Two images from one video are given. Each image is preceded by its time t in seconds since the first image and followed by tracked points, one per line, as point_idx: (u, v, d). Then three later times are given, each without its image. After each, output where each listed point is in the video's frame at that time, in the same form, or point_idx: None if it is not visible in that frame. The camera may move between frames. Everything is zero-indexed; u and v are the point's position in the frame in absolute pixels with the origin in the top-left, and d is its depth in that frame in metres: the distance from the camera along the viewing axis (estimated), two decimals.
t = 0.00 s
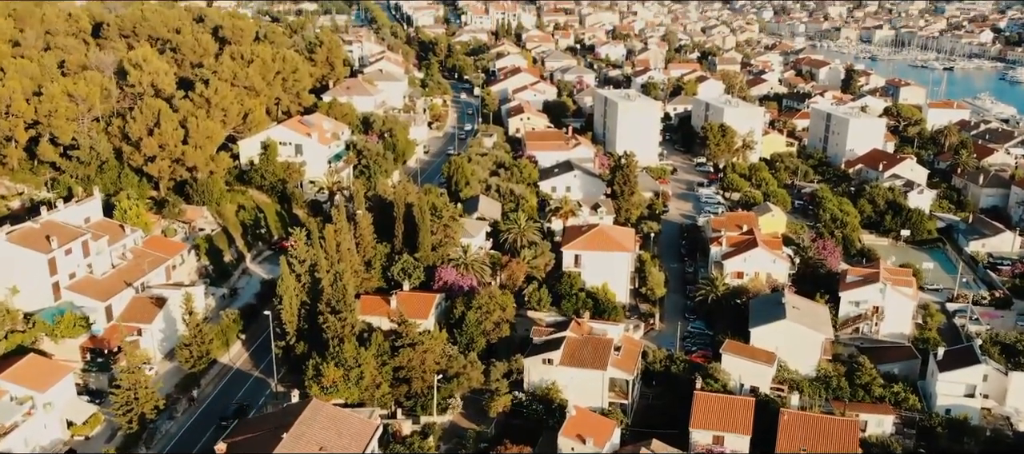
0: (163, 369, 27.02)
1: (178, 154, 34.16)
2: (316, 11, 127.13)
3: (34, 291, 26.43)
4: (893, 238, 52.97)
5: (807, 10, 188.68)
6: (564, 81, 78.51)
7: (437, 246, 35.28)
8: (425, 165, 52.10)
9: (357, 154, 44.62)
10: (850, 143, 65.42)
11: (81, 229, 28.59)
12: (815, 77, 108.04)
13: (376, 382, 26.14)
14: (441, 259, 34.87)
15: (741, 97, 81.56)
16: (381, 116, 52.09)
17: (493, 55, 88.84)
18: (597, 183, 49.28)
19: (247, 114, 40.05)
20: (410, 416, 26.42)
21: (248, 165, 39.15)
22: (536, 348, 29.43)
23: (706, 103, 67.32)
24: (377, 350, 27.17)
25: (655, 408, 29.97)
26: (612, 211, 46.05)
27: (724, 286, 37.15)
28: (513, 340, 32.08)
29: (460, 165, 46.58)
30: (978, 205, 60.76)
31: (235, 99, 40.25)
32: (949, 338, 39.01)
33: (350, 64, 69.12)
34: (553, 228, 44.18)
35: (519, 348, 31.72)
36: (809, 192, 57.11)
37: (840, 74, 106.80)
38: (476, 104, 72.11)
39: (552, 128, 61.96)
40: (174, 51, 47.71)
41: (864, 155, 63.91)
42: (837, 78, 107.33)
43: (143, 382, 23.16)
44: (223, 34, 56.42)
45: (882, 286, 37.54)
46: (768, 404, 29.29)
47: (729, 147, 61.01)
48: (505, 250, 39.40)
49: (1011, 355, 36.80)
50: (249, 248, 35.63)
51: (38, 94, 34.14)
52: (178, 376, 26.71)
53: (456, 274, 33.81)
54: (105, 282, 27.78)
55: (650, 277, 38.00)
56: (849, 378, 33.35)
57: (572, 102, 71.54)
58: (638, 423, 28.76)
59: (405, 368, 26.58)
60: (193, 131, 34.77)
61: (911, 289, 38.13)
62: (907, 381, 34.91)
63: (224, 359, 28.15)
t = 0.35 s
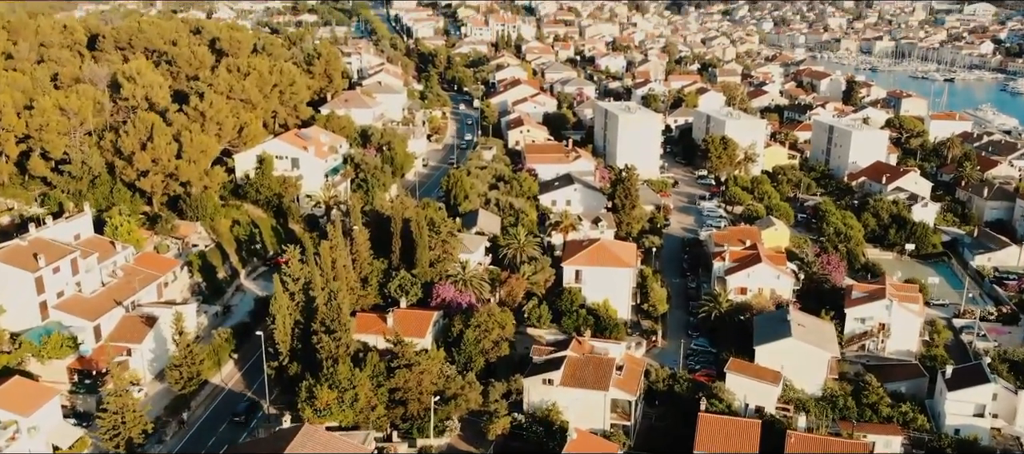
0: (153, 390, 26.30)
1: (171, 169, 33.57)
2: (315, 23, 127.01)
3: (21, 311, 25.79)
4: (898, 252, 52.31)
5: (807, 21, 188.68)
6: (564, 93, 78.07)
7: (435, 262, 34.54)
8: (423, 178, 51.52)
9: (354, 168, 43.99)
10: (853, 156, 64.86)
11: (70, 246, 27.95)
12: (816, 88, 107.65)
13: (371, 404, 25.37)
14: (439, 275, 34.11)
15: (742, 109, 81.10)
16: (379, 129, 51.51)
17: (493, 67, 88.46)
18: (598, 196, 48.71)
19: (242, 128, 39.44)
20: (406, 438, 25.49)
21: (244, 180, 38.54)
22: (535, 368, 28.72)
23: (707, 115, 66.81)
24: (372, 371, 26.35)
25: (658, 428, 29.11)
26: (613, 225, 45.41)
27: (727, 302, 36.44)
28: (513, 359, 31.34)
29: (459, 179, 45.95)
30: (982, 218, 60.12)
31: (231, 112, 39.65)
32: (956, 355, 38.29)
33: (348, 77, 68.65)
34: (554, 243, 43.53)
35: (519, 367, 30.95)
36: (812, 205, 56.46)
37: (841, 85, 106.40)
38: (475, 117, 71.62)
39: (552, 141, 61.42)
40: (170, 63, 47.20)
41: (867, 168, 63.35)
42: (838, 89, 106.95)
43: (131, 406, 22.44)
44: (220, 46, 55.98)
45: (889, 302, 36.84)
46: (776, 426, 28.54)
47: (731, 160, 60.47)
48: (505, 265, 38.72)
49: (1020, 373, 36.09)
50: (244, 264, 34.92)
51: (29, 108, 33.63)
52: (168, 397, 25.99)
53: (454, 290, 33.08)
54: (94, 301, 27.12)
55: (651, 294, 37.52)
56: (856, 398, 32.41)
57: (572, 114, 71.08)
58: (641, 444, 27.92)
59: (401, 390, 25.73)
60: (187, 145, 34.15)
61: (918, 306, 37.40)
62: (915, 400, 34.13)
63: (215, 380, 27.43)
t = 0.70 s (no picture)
0: (142, 412, 25.60)
1: (164, 184, 32.96)
2: (315, 34, 126.81)
3: (7, 331, 25.08)
4: (902, 266, 51.68)
5: (807, 32, 188.61)
6: (564, 105, 77.65)
7: (433, 279, 33.71)
8: (422, 192, 50.92)
9: (352, 182, 43.31)
10: (855, 169, 64.33)
11: (59, 264, 27.32)
12: (817, 99, 107.25)
13: (366, 427, 24.59)
14: (437, 291, 33.24)
15: (743, 121, 80.65)
16: (377, 141, 50.95)
17: (493, 79, 88.11)
18: (598, 210, 48.15)
19: (237, 141, 38.78)
20: None
21: (239, 194, 37.91)
22: (536, 388, 28.03)
23: (708, 128, 66.30)
24: (367, 392, 25.59)
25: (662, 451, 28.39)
26: (614, 239, 44.78)
27: (731, 319, 35.72)
28: (512, 379, 30.58)
29: (458, 192, 45.34)
30: (987, 231, 59.51)
31: (225, 126, 39.00)
32: (964, 373, 37.61)
33: (347, 89, 68.17)
34: (554, 257, 42.86)
35: (519, 387, 30.17)
36: (815, 219, 55.86)
37: (842, 96, 106.07)
38: (475, 129, 71.09)
39: (552, 153, 60.89)
40: (166, 75, 46.67)
41: (870, 180, 62.78)
42: (840, 100, 106.58)
43: (118, 429, 21.74)
44: (217, 58, 55.50)
45: (895, 319, 36.19)
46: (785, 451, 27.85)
47: (733, 173, 59.91)
48: (504, 281, 38.01)
49: None
50: (238, 280, 34.25)
51: (20, 122, 33.11)
52: (157, 419, 25.28)
53: (452, 308, 32.23)
54: (82, 321, 26.46)
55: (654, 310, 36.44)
56: (863, 417, 31.44)
57: (572, 126, 70.59)
58: None
59: (397, 412, 24.93)
60: (180, 159, 33.48)
61: (925, 323, 36.76)
62: (923, 419, 33.31)
63: (206, 401, 26.73)
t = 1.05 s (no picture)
0: (130, 434, 24.87)
1: (156, 198, 32.29)
2: (315, 46, 126.60)
3: None
4: (907, 279, 51.01)
5: (807, 43, 188.50)
6: (564, 117, 77.19)
7: (431, 295, 32.85)
8: (420, 205, 50.33)
9: (349, 195, 42.66)
10: (858, 181, 63.74)
11: (46, 281, 26.61)
12: (818, 110, 106.83)
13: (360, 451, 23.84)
14: (435, 308, 32.39)
15: (744, 133, 80.18)
16: (375, 154, 50.36)
17: (493, 90, 87.76)
18: (599, 223, 47.54)
19: (232, 155, 38.17)
20: None
21: (233, 208, 37.24)
22: (535, 409, 27.28)
23: (709, 140, 65.80)
24: (362, 414, 24.85)
25: None
26: (615, 252, 44.15)
27: (735, 335, 35.02)
28: (511, 398, 29.80)
29: (457, 205, 44.69)
30: (992, 244, 58.87)
31: (220, 139, 38.39)
32: (972, 391, 36.92)
33: (345, 101, 67.67)
34: (554, 272, 42.21)
35: (518, 406, 29.39)
36: (818, 232, 55.21)
37: (843, 107, 105.66)
38: (474, 141, 70.61)
39: (552, 166, 60.31)
40: (161, 87, 46.11)
41: (873, 193, 62.22)
42: (840, 111, 106.23)
43: None
44: (214, 70, 55.01)
45: (902, 336, 35.46)
46: None
47: (734, 185, 59.32)
48: (503, 296, 37.30)
49: None
50: (231, 297, 33.55)
51: (10, 136, 32.50)
52: (146, 441, 24.54)
53: (450, 325, 31.27)
54: (70, 340, 25.73)
55: (656, 326, 35.83)
56: (871, 438, 30.52)
57: (572, 138, 70.12)
58: None
59: (393, 435, 24.25)
60: (173, 173, 32.85)
61: (933, 340, 36.01)
62: (931, 438, 32.43)
63: (196, 423, 25.98)
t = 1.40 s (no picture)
0: None
1: (148, 213, 31.62)
2: (314, 57, 126.32)
3: None
4: (912, 293, 50.30)
5: (807, 54, 188.37)
6: (564, 129, 76.68)
7: (429, 311, 32.02)
8: (418, 218, 49.68)
9: (346, 209, 41.97)
10: (861, 193, 63.12)
11: (33, 300, 25.91)
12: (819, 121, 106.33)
13: None
14: (433, 325, 31.53)
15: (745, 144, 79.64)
16: (373, 166, 49.78)
17: (492, 102, 87.32)
18: (600, 237, 46.88)
19: (226, 168, 37.54)
20: None
21: (227, 222, 36.53)
22: (536, 430, 26.56)
23: (711, 152, 65.22)
24: (356, 437, 24.08)
25: None
26: (616, 266, 43.47)
27: (739, 352, 34.27)
28: (510, 419, 29.01)
29: (456, 219, 44.09)
30: (997, 256, 58.20)
31: (214, 152, 37.78)
32: (981, 408, 36.19)
33: (344, 113, 67.17)
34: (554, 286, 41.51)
35: (518, 427, 28.58)
36: (821, 245, 54.57)
37: (844, 118, 105.18)
38: (474, 153, 70.07)
39: (552, 178, 59.71)
40: (156, 99, 45.55)
41: (876, 205, 61.61)
42: (842, 122, 105.77)
43: None
44: (211, 81, 54.51)
45: (910, 352, 34.76)
46: None
47: (736, 198, 58.66)
48: (502, 312, 36.55)
49: None
50: (225, 314, 32.82)
51: None
52: None
53: (448, 342, 30.45)
54: (57, 359, 25.00)
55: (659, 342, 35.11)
56: None
57: (572, 150, 69.59)
58: None
59: None
60: (166, 187, 32.18)
61: (941, 356, 35.30)
62: None
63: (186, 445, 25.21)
